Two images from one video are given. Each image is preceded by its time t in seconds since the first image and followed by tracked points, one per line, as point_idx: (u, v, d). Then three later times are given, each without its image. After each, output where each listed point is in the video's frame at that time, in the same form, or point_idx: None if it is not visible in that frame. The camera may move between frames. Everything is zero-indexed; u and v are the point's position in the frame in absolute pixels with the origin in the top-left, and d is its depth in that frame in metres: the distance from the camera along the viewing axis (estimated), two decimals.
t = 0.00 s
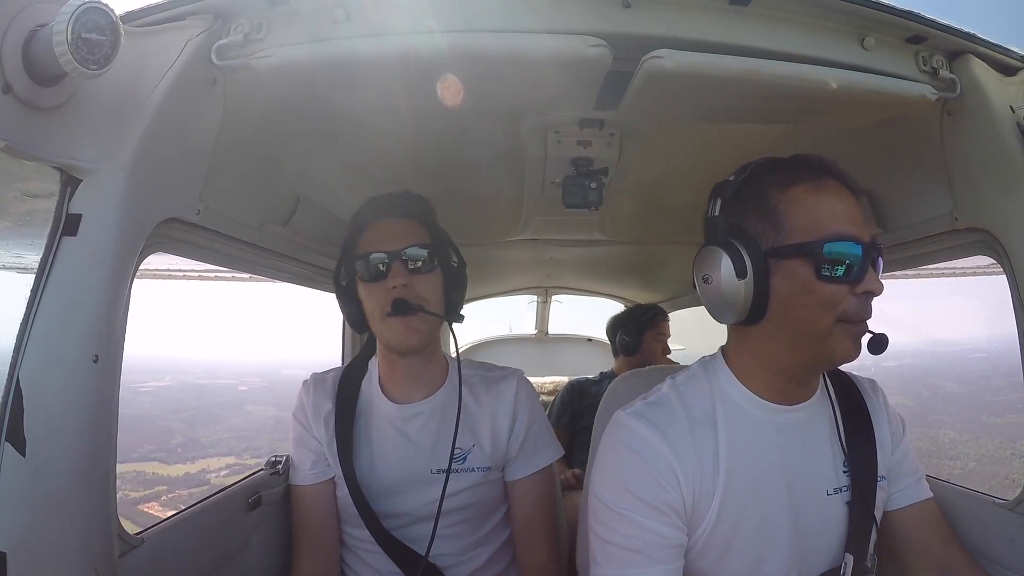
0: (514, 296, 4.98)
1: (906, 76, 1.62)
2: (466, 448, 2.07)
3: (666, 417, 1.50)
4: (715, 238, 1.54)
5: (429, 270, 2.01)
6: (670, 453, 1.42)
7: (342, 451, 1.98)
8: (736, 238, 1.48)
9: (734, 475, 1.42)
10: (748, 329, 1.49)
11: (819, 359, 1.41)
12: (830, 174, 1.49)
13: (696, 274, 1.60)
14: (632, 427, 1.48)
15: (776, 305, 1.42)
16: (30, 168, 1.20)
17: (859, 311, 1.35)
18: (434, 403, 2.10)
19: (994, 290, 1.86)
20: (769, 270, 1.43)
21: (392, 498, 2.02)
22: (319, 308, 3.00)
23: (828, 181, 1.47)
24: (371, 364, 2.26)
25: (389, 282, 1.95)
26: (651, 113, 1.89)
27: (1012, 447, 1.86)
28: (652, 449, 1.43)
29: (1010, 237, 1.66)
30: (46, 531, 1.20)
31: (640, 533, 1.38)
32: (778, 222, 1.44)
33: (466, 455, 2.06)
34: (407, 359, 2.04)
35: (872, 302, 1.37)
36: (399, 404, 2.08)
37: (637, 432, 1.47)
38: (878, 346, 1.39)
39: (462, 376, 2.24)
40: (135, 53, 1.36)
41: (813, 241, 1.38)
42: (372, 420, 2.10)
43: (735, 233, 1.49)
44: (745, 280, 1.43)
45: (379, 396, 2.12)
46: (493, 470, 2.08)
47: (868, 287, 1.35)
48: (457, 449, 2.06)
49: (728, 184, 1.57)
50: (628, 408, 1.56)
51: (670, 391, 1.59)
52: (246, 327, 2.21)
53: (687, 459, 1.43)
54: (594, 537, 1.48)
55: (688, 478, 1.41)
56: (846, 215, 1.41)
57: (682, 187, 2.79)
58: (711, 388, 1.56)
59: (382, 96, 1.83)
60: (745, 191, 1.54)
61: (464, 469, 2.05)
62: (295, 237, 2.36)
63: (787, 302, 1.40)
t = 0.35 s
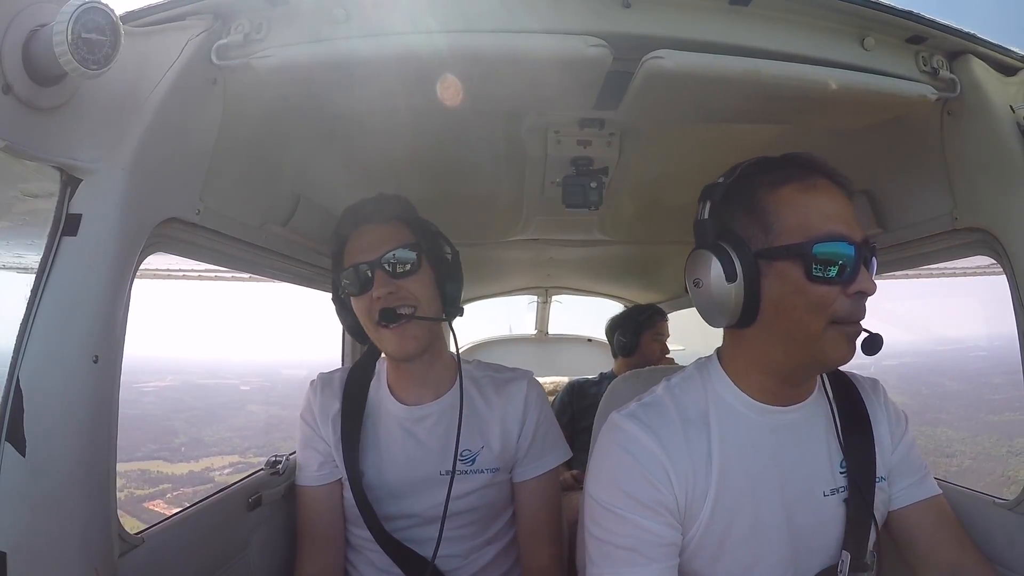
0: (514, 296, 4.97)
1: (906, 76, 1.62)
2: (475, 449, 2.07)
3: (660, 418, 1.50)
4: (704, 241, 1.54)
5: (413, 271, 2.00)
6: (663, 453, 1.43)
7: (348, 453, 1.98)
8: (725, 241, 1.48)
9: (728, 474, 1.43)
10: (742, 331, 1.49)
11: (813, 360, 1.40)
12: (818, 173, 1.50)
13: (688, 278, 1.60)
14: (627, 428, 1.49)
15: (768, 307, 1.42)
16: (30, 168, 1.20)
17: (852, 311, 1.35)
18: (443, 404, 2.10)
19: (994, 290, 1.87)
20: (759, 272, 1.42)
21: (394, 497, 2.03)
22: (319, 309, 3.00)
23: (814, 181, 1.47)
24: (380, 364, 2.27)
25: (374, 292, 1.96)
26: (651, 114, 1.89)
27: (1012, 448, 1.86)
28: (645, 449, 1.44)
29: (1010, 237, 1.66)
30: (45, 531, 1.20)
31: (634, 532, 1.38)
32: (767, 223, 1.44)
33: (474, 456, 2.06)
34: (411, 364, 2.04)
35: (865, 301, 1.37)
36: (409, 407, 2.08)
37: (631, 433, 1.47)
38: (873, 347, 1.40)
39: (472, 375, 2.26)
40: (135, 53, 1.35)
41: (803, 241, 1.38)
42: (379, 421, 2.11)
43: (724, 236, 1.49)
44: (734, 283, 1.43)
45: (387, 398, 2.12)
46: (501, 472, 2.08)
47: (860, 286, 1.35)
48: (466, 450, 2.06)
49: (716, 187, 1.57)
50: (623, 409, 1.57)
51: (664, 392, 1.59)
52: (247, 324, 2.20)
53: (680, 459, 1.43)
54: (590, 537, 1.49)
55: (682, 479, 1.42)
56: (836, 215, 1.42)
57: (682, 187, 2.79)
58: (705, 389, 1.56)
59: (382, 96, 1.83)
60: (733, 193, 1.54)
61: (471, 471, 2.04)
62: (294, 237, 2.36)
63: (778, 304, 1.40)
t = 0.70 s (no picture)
0: (513, 296, 4.97)
1: (906, 75, 1.62)
2: (497, 437, 2.08)
3: (672, 408, 1.51)
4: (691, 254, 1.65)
5: (423, 256, 2.04)
6: (673, 441, 1.44)
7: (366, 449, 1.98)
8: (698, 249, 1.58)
9: (736, 464, 1.43)
10: (732, 330, 1.53)
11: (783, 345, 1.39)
12: (784, 165, 1.52)
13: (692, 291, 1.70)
14: (640, 418, 1.50)
15: (736, 301, 1.47)
16: (30, 168, 1.20)
17: (806, 290, 1.34)
18: (464, 395, 2.10)
19: (994, 290, 1.86)
20: (725, 271, 1.50)
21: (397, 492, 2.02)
22: (319, 309, 3.00)
23: (772, 172, 1.50)
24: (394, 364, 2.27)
25: (388, 278, 1.98)
26: (650, 113, 1.89)
27: (1012, 448, 1.86)
28: (655, 437, 1.45)
29: (1009, 237, 1.66)
30: (44, 531, 1.20)
31: (643, 517, 1.39)
32: (728, 224, 1.52)
33: (498, 444, 2.07)
34: (434, 353, 2.04)
35: (824, 279, 1.34)
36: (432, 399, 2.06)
37: (642, 421, 1.49)
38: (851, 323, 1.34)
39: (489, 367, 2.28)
40: (135, 53, 1.35)
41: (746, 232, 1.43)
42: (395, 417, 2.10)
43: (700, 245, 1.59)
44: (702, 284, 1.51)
45: (406, 392, 2.11)
46: (524, 458, 2.10)
47: (816, 267, 1.34)
48: (489, 439, 2.07)
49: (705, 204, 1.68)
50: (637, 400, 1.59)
51: (679, 384, 1.60)
52: (247, 325, 2.20)
53: (690, 447, 1.44)
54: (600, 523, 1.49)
55: (692, 470, 1.42)
56: (789, 200, 1.43)
57: (682, 187, 2.79)
58: (717, 381, 1.57)
59: (381, 96, 1.83)
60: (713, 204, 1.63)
61: (496, 458, 2.05)
62: (294, 237, 2.36)
63: (740, 297, 1.45)
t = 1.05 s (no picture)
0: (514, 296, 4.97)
1: (906, 76, 1.62)
2: (512, 430, 2.09)
3: (704, 384, 1.53)
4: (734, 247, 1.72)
5: (494, 245, 2.12)
6: (703, 410, 1.45)
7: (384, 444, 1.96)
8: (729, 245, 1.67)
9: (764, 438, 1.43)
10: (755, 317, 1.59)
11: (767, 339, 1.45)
12: (786, 157, 1.51)
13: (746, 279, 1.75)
14: (673, 390, 1.52)
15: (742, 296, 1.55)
16: (30, 168, 1.20)
17: (767, 294, 1.39)
18: (486, 388, 2.12)
19: (994, 290, 1.86)
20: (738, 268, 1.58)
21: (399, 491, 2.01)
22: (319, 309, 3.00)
23: (770, 168, 1.52)
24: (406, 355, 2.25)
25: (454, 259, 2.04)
26: (651, 113, 1.89)
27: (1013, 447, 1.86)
28: (687, 405, 1.46)
29: (1010, 236, 1.66)
30: (45, 530, 1.19)
31: (670, 480, 1.38)
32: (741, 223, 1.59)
33: (513, 438, 2.09)
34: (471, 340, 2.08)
35: (786, 281, 1.37)
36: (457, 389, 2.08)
37: (675, 392, 1.51)
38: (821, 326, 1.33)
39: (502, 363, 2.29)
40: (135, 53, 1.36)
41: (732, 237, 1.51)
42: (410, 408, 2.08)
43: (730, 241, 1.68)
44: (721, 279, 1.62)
45: (427, 379, 2.11)
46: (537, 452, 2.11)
47: (764, 272, 1.38)
48: (505, 432, 2.08)
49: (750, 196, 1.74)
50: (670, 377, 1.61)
51: (714, 365, 1.63)
52: (246, 325, 2.20)
53: (719, 417, 1.45)
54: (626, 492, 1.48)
55: (722, 441, 1.42)
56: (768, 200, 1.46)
57: (683, 187, 2.79)
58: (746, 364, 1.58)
59: (382, 96, 1.84)
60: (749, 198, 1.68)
61: (510, 451, 2.07)
62: (296, 237, 2.36)
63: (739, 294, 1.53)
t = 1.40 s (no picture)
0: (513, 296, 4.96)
1: (906, 76, 1.62)
2: (507, 457, 2.10)
3: (733, 376, 1.60)
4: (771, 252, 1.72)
5: (552, 309, 2.12)
6: (734, 395, 1.51)
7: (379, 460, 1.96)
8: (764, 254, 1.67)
9: (788, 425, 1.49)
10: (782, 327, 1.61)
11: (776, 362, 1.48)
12: (806, 176, 1.48)
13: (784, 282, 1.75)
14: (704, 376, 1.58)
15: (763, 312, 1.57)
16: (30, 169, 1.20)
17: (771, 324, 1.42)
18: (478, 415, 2.10)
19: (994, 291, 1.87)
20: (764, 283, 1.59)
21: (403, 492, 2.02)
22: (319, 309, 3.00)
23: (788, 188, 1.50)
24: (405, 366, 2.22)
25: (521, 298, 2.05)
26: (651, 113, 1.89)
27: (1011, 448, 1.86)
28: (719, 389, 1.52)
29: (1009, 236, 1.67)
30: (45, 531, 1.20)
31: (704, 452, 1.41)
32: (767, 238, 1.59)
33: (506, 464, 2.09)
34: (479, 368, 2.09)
35: (785, 314, 1.39)
36: (448, 410, 2.08)
37: (707, 378, 1.56)
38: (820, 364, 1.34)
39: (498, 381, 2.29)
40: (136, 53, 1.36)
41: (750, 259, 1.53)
42: (406, 421, 2.07)
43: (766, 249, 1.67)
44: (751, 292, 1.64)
45: (423, 395, 2.09)
46: (527, 479, 2.12)
47: (762, 303, 1.43)
48: (499, 458, 2.09)
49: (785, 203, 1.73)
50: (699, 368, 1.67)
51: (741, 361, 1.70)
52: (246, 324, 2.20)
53: (749, 402, 1.51)
54: (654, 467, 1.51)
55: (750, 424, 1.47)
56: (777, 227, 1.46)
57: (682, 188, 2.79)
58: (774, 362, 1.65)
59: (382, 96, 1.84)
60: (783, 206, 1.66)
61: (502, 477, 2.08)
62: (296, 237, 2.36)
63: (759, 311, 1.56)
